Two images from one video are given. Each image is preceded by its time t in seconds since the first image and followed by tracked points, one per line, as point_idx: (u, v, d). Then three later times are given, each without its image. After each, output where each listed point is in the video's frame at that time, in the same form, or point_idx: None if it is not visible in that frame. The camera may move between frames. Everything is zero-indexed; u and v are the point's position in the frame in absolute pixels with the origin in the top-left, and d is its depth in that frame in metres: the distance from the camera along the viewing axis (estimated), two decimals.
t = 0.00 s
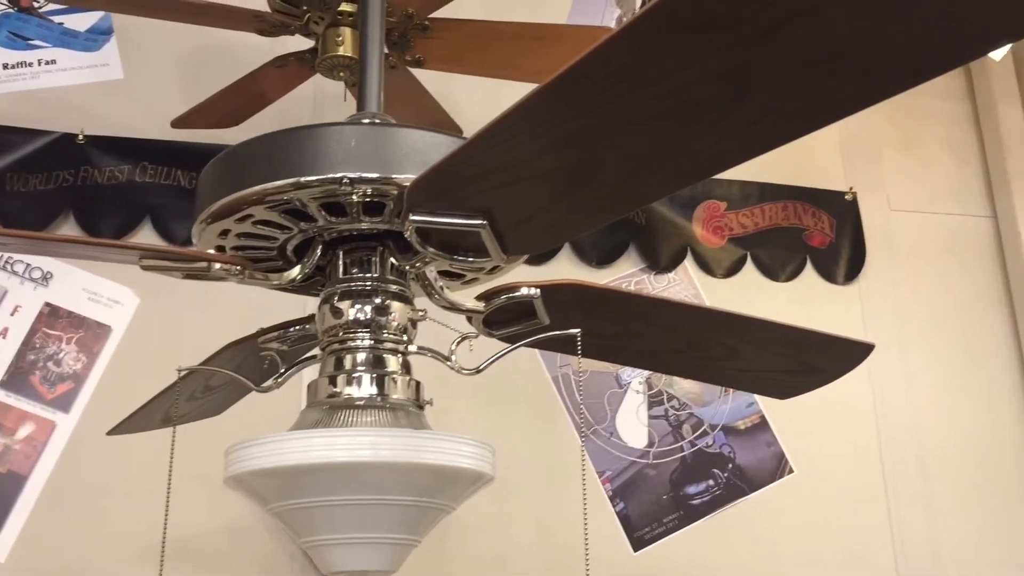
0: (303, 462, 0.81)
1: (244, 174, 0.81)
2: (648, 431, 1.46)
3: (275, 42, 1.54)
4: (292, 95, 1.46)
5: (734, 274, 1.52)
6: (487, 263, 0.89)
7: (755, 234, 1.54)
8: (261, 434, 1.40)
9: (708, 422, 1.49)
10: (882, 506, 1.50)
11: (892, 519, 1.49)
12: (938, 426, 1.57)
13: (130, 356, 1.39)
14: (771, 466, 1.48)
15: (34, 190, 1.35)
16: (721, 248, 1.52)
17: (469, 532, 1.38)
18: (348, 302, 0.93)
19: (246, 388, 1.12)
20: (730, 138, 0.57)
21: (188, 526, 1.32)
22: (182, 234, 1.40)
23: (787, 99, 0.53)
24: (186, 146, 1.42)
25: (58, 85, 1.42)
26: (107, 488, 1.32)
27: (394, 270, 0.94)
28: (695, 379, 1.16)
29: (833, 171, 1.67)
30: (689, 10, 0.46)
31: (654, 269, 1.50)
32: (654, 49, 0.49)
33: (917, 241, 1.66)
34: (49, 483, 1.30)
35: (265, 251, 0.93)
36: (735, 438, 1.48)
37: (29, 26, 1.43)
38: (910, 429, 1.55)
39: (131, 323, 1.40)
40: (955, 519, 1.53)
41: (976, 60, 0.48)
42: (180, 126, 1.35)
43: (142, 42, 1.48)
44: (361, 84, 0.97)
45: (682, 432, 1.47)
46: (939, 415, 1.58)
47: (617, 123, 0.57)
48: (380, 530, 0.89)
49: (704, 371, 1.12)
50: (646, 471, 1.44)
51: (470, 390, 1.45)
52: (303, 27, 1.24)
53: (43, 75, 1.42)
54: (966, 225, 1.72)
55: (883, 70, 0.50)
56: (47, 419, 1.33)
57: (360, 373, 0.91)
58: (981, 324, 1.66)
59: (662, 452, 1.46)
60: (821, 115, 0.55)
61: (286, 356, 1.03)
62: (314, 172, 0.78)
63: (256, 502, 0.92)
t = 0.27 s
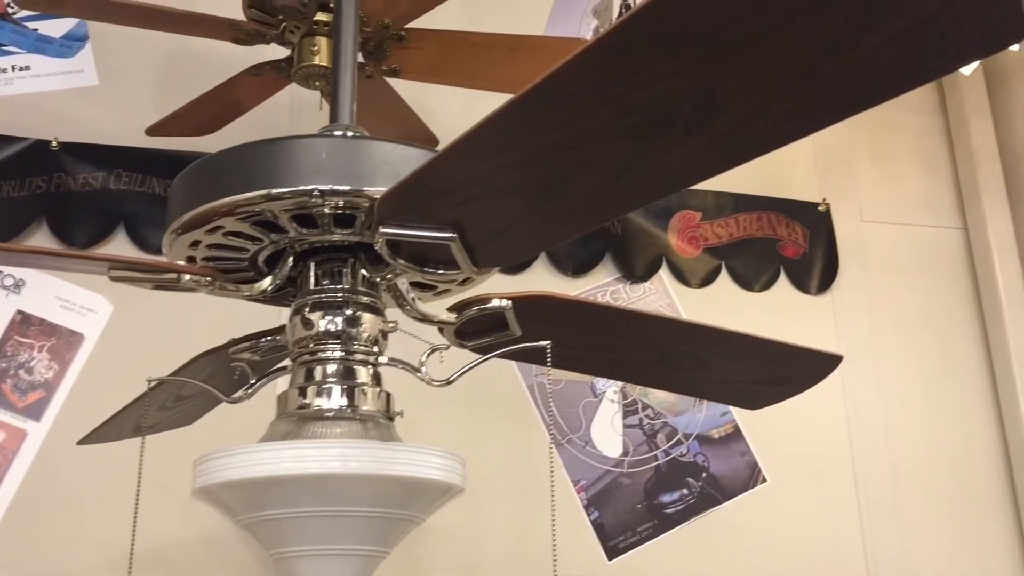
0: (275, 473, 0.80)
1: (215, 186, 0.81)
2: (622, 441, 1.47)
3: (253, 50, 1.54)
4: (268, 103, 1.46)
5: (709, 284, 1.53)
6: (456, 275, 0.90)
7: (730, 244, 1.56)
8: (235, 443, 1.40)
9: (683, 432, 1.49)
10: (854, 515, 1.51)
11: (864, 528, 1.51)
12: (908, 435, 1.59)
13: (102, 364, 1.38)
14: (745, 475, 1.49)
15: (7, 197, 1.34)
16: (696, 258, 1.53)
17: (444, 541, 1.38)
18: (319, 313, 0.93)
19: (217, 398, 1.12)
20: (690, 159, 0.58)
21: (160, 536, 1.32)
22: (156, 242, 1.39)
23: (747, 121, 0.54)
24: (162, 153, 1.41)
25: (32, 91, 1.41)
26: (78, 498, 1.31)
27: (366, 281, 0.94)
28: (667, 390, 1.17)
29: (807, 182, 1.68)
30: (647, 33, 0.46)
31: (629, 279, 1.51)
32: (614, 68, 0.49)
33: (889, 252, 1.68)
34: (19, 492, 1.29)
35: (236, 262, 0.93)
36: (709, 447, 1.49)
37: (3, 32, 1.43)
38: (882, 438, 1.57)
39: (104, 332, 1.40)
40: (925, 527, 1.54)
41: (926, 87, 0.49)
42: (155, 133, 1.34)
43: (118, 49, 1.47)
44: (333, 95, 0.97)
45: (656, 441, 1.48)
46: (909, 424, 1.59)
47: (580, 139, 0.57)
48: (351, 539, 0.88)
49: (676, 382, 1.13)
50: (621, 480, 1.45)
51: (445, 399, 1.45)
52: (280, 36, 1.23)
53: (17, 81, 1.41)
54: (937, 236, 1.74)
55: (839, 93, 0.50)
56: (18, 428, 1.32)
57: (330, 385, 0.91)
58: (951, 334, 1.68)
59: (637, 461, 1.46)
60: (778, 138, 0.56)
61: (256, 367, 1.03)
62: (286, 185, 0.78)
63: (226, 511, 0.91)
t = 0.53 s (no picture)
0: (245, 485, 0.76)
1: (179, 196, 0.76)
2: (596, 450, 1.48)
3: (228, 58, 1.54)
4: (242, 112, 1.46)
5: (682, 293, 1.55)
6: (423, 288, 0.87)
7: (703, 254, 1.57)
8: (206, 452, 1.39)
9: (655, 441, 1.50)
10: (824, 525, 1.52)
11: (835, 536, 1.52)
12: (877, 444, 1.61)
13: (72, 373, 1.37)
14: (717, 484, 1.50)
15: None
16: (670, 268, 1.55)
17: (416, 550, 1.38)
18: (287, 324, 0.90)
19: (185, 409, 1.12)
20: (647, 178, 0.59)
21: (128, 546, 1.31)
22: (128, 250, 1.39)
23: (700, 141, 0.55)
24: (134, 161, 1.41)
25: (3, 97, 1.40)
26: (45, 508, 1.30)
27: (335, 294, 0.91)
28: (637, 400, 1.18)
29: (780, 194, 1.70)
30: (601, 50, 0.47)
31: (603, 288, 1.52)
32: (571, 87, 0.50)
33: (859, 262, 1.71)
34: None
35: (204, 273, 0.89)
36: (681, 457, 1.50)
37: None
38: (852, 448, 1.59)
39: (74, 340, 1.39)
40: (894, 536, 1.56)
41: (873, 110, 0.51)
42: (127, 141, 1.33)
43: (91, 56, 1.47)
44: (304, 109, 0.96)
45: (629, 451, 1.49)
46: (878, 434, 1.61)
47: (540, 156, 0.58)
48: (319, 551, 0.84)
49: (645, 393, 1.14)
50: (594, 489, 1.45)
51: (419, 409, 1.45)
52: (252, 46, 1.20)
53: None
54: (907, 247, 1.77)
55: (790, 114, 0.51)
56: None
57: (297, 396, 0.88)
58: (919, 344, 1.70)
59: (610, 470, 1.47)
60: (732, 158, 0.57)
61: (223, 379, 1.03)
62: (254, 197, 0.73)
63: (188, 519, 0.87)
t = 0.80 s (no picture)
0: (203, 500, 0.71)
1: (146, 208, 0.73)
2: (571, 459, 1.48)
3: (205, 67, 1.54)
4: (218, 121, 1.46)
5: (658, 303, 1.56)
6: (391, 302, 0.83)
7: (679, 263, 1.59)
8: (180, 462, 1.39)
9: (631, 450, 1.51)
10: (799, 533, 1.53)
11: (809, 544, 1.53)
12: (851, 452, 1.62)
13: (45, 382, 1.37)
14: (692, 493, 1.51)
15: None
16: (646, 278, 1.56)
17: (390, 560, 1.38)
18: (256, 337, 0.88)
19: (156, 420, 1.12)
20: (604, 199, 0.60)
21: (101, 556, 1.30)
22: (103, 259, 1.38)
23: (659, 163, 0.55)
24: (109, 170, 1.41)
25: None
26: (17, 518, 1.29)
27: (303, 306, 0.90)
28: (610, 411, 1.18)
29: (755, 204, 1.72)
30: (555, 75, 0.48)
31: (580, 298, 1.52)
32: (530, 110, 0.51)
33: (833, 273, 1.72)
34: None
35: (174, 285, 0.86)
36: (657, 466, 1.51)
37: None
38: (826, 456, 1.60)
39: (47, 349, 1.38)
40: (867, 544, 1.57)
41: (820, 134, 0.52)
42: (102, 149, 1.32)
43: (66, 65, 1.46)
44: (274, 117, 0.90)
45: (605, 460, 1.50)
46: (851, 443, 1.63)
47: (502, 179, 0.59)
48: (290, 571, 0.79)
49: (617, 403, 1.15)
50: (570, 499, 1.46)
51: (395, 419, 1.45)
52: (228, 56, 1.17)
53: None
54: (880, 258, 1.79)
55: (745, 135, 0.52)
56: None
57: (266, 410, 0.85)
58: (892, 353, 1.72)
59: (586, 479, 1.47)
60: (686, 180, 0.58)
61: (193, 391, 1.03)
62: (224, 210, 0.70)
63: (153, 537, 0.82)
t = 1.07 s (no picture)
0: (182, 520, 0.65)
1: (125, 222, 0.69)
2: (556, 468, 1.49)
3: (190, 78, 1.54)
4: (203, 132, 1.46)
5: (642, 313, 1.57)
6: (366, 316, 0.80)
7: (663, 273, 1.60)
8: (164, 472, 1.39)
9: (615, 459, 1.52)
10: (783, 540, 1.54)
11: (792, 552, 1.54)
12: (834, 460, 1.63)
13: (29, 393, 1.37)
14: (676, 502, 1.52)
15: None
16: (630, 288, 1.57)
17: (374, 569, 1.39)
18: (237, 351, 0.83)
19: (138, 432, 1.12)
20: (575, 224, 0.60)
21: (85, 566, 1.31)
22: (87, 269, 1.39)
23: (628, 190, 0.55)
24: (93, 180, 1.41)
25: None
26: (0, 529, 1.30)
27: (285, 320, 0.84)
28: (592, 423, 1.19)
29: (739, 214, 1.73)
30: (524, 107, 0.48)
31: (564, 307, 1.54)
32: (498, 140, 0.50)
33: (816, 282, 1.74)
34: None
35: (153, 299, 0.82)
36: (641, 475, 1.52)
37: None
38: (809, 464, 1.61)
39: (31, 360, 1.38)
40: (850, 551, 1.58)
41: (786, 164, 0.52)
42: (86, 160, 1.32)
43: (51, 75, 1.46)
44: (255, 134, 0.84)
45: (590, 469, 1.50)
46: (834, 451, 1.64)
47: (475, 208, 0.59)
48: None
49: (598, 416, 1.15)
50: (554, 508, 1.46)
51: (379, 429, 1.46)
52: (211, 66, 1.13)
53: None
54: (862, 266, 1.81)
55: (713, 165, 0.53)
56: None
57: (246, 424, 0.80)
58: (874, 361, 1.74)
59: (571, 488, 1.48)
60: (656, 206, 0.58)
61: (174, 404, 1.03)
62: (206, 224, 0.66)
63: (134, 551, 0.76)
